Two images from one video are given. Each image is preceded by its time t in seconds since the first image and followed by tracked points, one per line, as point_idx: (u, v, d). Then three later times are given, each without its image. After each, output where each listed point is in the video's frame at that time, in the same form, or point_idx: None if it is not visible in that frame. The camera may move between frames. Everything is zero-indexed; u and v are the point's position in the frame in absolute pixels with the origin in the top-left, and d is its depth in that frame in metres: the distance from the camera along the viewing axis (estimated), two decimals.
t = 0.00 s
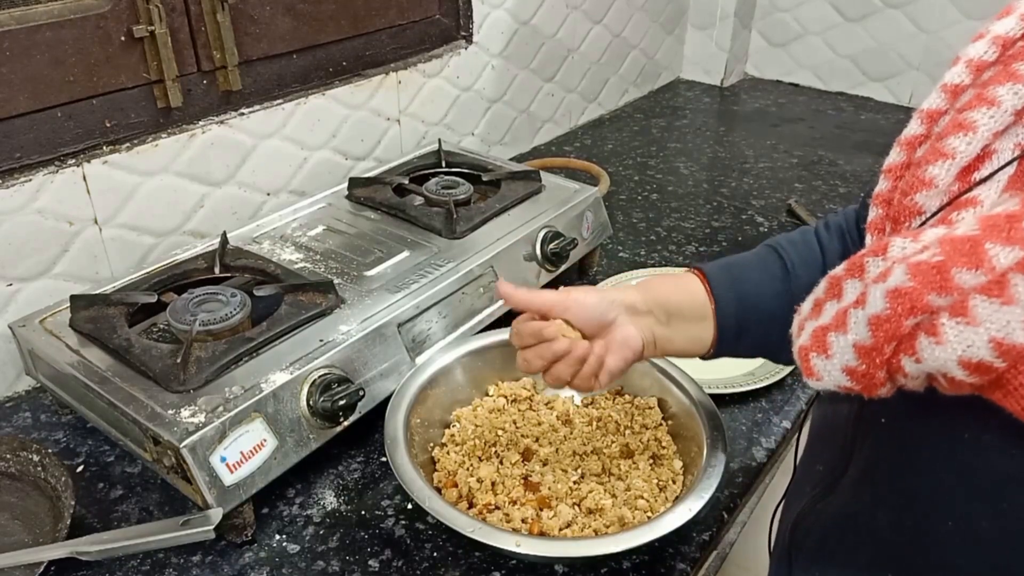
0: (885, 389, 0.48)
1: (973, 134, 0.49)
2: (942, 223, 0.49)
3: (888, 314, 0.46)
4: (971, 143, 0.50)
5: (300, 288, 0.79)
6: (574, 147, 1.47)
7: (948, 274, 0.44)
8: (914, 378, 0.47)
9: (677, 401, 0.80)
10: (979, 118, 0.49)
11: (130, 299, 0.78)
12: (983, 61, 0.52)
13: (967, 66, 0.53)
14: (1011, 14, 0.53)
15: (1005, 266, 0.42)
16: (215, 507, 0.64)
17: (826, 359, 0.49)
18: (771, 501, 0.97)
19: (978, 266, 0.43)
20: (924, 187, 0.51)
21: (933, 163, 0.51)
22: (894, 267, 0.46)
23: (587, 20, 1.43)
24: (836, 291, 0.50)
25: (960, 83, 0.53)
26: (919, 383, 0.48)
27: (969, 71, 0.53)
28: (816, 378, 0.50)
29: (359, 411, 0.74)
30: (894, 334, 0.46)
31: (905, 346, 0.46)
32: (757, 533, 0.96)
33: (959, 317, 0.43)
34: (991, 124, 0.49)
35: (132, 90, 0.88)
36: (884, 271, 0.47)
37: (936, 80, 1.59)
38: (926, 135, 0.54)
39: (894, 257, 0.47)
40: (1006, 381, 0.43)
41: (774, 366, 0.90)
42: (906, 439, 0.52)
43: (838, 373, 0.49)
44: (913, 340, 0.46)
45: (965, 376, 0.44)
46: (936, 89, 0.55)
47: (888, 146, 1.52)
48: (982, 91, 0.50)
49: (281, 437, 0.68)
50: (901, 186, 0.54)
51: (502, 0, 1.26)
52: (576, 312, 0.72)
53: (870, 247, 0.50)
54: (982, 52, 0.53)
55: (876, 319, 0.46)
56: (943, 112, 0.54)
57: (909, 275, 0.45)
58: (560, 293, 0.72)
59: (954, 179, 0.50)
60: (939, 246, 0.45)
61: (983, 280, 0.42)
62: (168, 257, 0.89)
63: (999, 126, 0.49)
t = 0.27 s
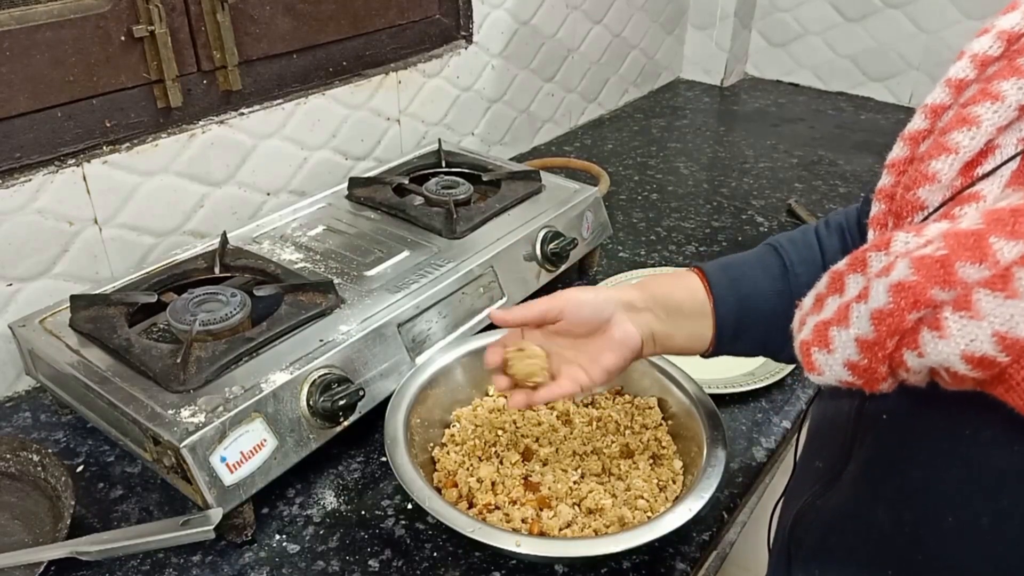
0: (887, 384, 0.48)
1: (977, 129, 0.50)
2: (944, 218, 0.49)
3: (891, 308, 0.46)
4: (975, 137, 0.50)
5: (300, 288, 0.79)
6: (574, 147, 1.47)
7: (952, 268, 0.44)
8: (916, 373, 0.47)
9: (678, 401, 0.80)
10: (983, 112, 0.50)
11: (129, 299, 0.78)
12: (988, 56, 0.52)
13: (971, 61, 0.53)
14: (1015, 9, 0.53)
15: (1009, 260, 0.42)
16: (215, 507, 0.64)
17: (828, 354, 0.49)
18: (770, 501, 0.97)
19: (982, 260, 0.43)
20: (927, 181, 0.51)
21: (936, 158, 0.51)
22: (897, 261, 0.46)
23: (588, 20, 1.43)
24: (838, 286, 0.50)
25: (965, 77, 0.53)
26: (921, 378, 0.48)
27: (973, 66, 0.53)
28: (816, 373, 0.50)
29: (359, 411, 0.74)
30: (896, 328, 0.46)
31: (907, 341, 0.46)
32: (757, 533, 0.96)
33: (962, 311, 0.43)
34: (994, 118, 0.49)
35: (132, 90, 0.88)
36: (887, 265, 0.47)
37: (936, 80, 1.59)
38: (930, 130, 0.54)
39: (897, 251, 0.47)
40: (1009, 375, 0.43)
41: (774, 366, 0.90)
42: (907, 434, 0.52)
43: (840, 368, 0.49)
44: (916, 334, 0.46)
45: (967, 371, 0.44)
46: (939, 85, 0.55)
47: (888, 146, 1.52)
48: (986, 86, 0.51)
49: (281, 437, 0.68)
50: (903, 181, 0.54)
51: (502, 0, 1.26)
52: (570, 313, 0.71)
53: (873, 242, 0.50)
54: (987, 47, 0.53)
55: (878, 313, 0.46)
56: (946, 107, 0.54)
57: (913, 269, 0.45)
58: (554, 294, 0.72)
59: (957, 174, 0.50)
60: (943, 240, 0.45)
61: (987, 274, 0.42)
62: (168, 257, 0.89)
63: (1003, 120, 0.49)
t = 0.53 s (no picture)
0: (886, 382, 0.48)
1: (977, 127, 0.50)
2: (943, 216, 0.49)
3: (890, 306, 0.46)
4: (974, 135, 0.50)
5: (300, 288, 0.79)
6: (574, 147, 1.47)
7: (951, 266, 0.44)
8: (915, 371, 0.47)
9: (678, 401, 0.80)
10: (982, 110, 0.50)
11: (130, 299, 0.78)
12: (988, 54, 0.52)
13: (971, 59, 0.53)
14: (1015, 7, 0.53)
15: (1007, 258, 0.42)
16: (215, 507, 0.64)
17: (827, 352, 0.49)
18: (770, 501, 0.97)
19: (981, 258, 0.43)
20: (926, 179, 0.51)
21: (935, 156, 0.51)
22: (896, 259, 0.46)
23: (588, 20, 1.43)
24: (837, 284, 0.50)
25: (965, 75, 0.53)
26: (920, 376, 0.48)
27: (973, 64, 0.53)
28: (816, 371, 0.50)
29: (359, 411, 0.74)
30: (895, 326, 0.46)
31: (906, 339, 0.46)
32: (756, 533, 0.96)
33: (960, 309, 0.43)
34: (994, 116, 0.49)
35: (132, 90, 0.88)
36: (886, 263, 0.47)
37: (936, 80, 1.59)
38: (930, 128, 0.54)
39: (895, 250, 0.47)
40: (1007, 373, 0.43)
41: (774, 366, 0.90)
42: (906, 432, 0.52)
43: (839, 366, 0.49)
44: (914, 332, 0.46)
45: (965, 369, 0.44)
46: (939, 83, 0.55)
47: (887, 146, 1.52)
48: (986, 84, 0.51)
49: (281, 437, 0.68)
50: (902, 179, 0.54)
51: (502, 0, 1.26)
52: (568, 316, 0.72)
53: (872, 241, 0.50)
54: (987, 44, 0.53)
55: (877, 311, 0.46)
56: (946, 105, 0.54)
57: (911, 267, 0.45)
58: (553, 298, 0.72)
59: (957, 172, 0.50)
60: (941, 238, 0.45)
61: (985, 272, 0.42)
62: (168, 257, 0.89)
63: (1002, 118, 0.49)
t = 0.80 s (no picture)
0: (888, 384, 0.48)
1: (978, 128, 0.50)
2: (945, 218, 0.49)
3: (891, 309, 0.46)
4: (975, 137, 0.50)
5: (300, 288, 0.79)
6: (574, 147, 1.47)
7: (953, 269, 0.43)
8: (916, 373, 0.47)
9: (677, 401, 0.80)
10: (983, 112, 0.50)
11: (130, 299, 0.78)
12: (989, 55, 0.52)
13: (972, 60, 0.53)
14: (1017, 8, 0.53)
15: (1009, 261, 0.42)
16: (215, 507, 0.64)
17: (828, 354, 0.49)
18: (770, 502, 0.97)
19: (982, 261, 0.43)
20: (927, 181, 0.51)
21: (936, 157, 0.51)
22: (897, 262, 0.46)
23: (587, 20, 1.43)
24: (838, 286, 0.50)
25: (966, 76, 0.53)
26: (922, 378, 0.48)
27: (974, 65, 0.53)
28: (817, 374, 0.50)
29: (359, 411, 0.74)
30: (897, 329, 0.46)
31: (908, 341, 0.46)
32: (756, 533, 0.96)
33: (962, 312, 0.43)
34: (995, 118, 0.49)
35: (132, 90, 0.88)
36: (887, 266, 0.47)
37: (936, 80, 1.59)
38: (931, 129, 0.54)
39: (897, 252, 0.47)
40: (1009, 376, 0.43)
41: (774, 366, 0.90)
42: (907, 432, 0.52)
43: (840, 368, 0.49)
44: (916, 335, 0.46)
45: (967, 372, 0.44)
46: (940, 84, 0.55)
47: (887, 146, 1.52)
48: (987, 86, 0.51)
49: (281, 437, 0.68)
50: (903, 181, 0.54)
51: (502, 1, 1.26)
52: (572, 310, 0.71)
53: (874, 242, 0.50)
54: (988, 45, 0.53)
55: (878, 314, 0.46)
56: (947, 106, 0.54)
57: (913, 270, 0.45)
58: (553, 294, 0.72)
59: (958, 173, 0.50)
60: (943, 241, 0.45)
61: (987, 275, 0.42)
62: (168, 257, 0.89)
63: (1003, 120, 0.49)
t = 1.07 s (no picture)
0: (892, 383, 0.48)
1: (984, 128, 0.50)
2: (950, 217, 0.49)
3: (896, 307, 0.46)
4: (982, 136, 0.50)
5: (300, 288, 0.79)
6: (574, 147, 1.47)
7: (958, 267, 0.43)
8: (921, 372, 0.47)
9: (677, 401, 0.80)
10: (990, 111, 0.49)
11: (130, 299, 0.78)
12: (996, 54, 0.52)
13: (979, 60, 0.53)
14: None
15: (1015, 260, 0.42)
16: (215, 507, 0.64)
17: (832, 352, 0.49)
18: (770, 502, 0.97)
19: (988, 260, 0.42)
20: (933, 180, 0.52)
21: (943, 156, 0.51)
22: (902, 260, 0.47)
23: (587, 20, 1.43)
24: (843, 285, 0.51)
25: (972, 76, 0.53)
26: (926, 377, 0.48)
27: (981, 64, 0.53)
28: (821, 372, 0.50)
29: (359, 411, 0.74)
30: (902, 327, 0.46)
31: (913, 340, 0.46)
32: (757, 533, 0.96)
33: (968, 310, 0.43)
34: (1001, 117, 0.49)
35: (132, 90, 0.88)
36: (892, 264, 0.47)
37: (936, 80, 1.59)
38: (937, 129, 0.54)
39: (902, 250, 0.47)
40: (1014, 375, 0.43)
41: (774, 366, 0.90)
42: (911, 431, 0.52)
43: (844, 367, 0.49)
44: (921, 333, 0.46)
45: (972, 370, 0.44)
46: (946, 83, 0.55)
47: (888, 146, 1.52)
48: (994, 85, 0.51)
49: (281, 437, 0.68)
50: (909, 180, 0.54)
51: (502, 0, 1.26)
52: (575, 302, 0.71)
53: (879, 241, 0.51)
54: (994, 44, 0.52)
55: (883, 312, 0.47)
56: (953, 106, 0.54)
57: (919, 269, 0.45)
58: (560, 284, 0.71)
59: (963, 172, 0.50)
60: (949, 239, 0.45)
61: (993, 273, 0.42)
62: (168, 257, 0.89)
63: (1010, 119, 0.49)
